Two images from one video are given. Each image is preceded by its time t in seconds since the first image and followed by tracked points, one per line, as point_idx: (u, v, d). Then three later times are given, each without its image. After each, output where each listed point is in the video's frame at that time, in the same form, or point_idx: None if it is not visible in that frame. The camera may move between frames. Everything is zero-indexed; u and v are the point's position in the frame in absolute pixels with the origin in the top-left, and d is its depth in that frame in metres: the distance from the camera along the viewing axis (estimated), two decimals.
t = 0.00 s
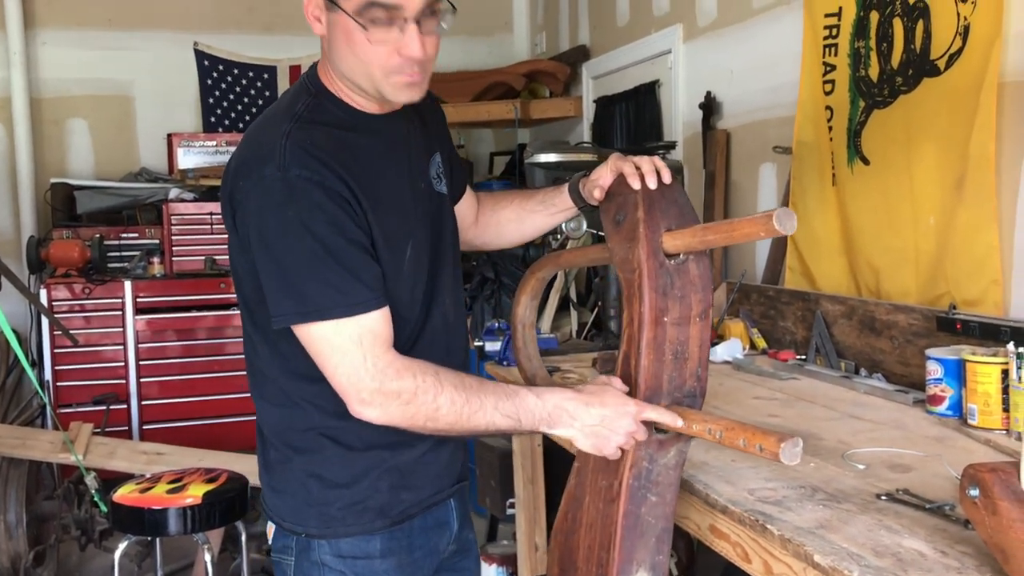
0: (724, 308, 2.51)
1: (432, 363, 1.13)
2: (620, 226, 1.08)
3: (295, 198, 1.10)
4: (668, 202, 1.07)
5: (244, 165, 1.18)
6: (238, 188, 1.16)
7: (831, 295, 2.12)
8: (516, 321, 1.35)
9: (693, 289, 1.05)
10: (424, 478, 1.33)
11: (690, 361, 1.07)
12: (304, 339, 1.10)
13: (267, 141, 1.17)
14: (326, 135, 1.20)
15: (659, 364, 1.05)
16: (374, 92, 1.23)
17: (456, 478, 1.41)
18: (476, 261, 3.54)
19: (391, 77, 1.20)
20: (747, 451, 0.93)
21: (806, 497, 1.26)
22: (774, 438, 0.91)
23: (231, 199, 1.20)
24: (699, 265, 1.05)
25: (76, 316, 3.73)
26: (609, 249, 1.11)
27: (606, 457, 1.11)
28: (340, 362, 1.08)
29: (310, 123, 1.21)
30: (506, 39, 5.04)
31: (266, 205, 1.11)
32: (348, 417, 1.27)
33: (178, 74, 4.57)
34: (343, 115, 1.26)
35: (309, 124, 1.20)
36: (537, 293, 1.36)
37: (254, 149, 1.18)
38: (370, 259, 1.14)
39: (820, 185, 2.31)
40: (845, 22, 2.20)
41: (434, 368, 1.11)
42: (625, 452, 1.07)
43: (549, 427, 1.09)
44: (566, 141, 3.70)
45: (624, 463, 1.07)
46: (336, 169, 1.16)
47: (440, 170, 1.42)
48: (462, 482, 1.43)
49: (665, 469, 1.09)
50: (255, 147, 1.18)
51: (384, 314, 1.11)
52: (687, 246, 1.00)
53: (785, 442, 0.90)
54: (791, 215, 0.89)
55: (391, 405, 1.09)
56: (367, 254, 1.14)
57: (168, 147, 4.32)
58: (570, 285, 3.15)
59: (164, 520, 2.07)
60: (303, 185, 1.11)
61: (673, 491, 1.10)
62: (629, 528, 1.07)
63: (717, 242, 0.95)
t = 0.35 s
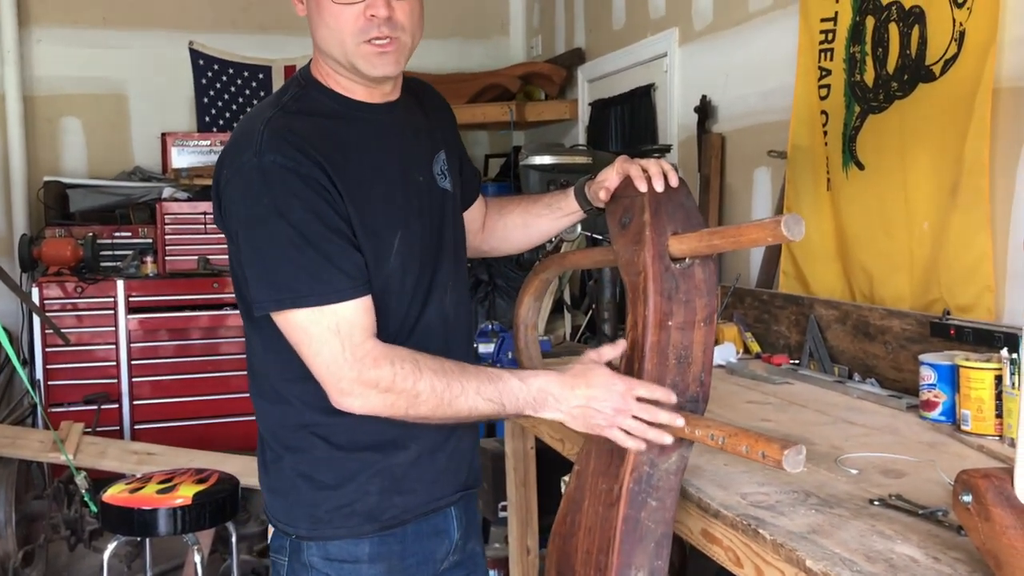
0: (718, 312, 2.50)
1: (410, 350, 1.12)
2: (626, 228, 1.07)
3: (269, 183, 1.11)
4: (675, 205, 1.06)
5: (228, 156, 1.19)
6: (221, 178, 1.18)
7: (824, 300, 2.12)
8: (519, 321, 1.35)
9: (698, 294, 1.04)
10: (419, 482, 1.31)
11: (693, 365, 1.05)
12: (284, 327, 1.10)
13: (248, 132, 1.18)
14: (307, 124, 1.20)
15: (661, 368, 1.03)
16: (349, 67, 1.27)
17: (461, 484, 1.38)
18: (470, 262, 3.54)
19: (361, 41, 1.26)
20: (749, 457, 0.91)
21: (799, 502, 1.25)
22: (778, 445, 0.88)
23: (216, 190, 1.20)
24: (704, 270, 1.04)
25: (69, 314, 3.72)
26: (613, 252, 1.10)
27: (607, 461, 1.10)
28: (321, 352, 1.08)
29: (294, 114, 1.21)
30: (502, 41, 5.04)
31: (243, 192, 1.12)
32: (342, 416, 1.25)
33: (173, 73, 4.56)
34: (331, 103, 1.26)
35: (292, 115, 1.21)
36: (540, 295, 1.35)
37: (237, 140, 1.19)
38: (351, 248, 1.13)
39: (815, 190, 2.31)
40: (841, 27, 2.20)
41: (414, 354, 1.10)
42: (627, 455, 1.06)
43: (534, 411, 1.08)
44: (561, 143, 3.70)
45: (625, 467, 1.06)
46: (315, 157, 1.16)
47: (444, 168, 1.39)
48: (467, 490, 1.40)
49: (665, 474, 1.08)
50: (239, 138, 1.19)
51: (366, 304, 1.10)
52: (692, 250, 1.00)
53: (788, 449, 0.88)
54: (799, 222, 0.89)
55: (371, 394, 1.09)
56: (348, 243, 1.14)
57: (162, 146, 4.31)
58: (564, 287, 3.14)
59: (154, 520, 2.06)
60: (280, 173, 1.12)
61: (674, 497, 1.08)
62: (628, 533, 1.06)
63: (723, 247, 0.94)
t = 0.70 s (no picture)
0: (713, 317, 2.50)
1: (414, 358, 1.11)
2: (616, 232, 1.07)
3: (268, 190, 1.11)
4: (664, 210, 1.06)
5: (227, 163, 1.19)
6: (221, 186, 1.18)
7: (819, 305, 2.12)
8: (511, 327, 1.35)
9: (689, 298, 1.03)
10: (421, 487, 1.31)
11: (684, 369, 1.04)
12: (286, 335, 1.09)
13: (247, 140, 1.18)
14: (305, 131, 1.20)
15: (653, 372, 1.03)
16: (347, 71, 1.26)
17: (461, 489, 1.38)
18: (466, 268, 3.54)
19: (360, 44, 1.26)
20: (738, 460, 0.91)
21: (794, 508, 1.25)
22: (768, 446, 0.89)
23: (217, 197, 1.20)
24: (695, 273, 1.04)
25: (64, 320, 3.71)
26: (605, 257, 1.10)
27: (599, 465, 1.10)
28: (325, 360, 1.08)
29: (292, 120, 1.21)
30: (497, 46, 5.05)
31: (243, 199, 1.12)
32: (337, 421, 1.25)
33: (168, 79, 4.56)
34: (329, 109, 1.26)
35: (291, 122, 1.21)
36: (533, 300, 1.33)
37: (236, 148, 1.19)
38: (351, 254, 1.13)
39: (808, 194, 2.31)
40: (834, 32, 2.21)
41: (420, 365, 1.10)
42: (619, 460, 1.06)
43: (538, 424, 1.06)
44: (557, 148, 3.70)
45: (616, 472, 1.06)
46: (315, 164, 1.16)
47: (442, 172, 1.39)
48: (467, 494, 1.40)
49: (656, 479, 1.07)
50: (238, 145, 1.19)
51: (369, 309, 1.10)
52: (682, 254, 0.99)
53: (778, 451, 0.88)
54: (787, 223, 0.88)
55: (375, 403, 1.08)
56: (348, 248, 1.13)
57: (157, 152, 4.31)
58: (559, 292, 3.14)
59: (148, 527, 2.05)
60: (279, 179, 1.11)
61: (666, 502, 1.08)
62: (620, 537, 1.06)
63: (714, 250, 0.93)
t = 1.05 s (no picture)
0: (703, 321, 2.50)
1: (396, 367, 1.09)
2: (605, 238, 1.07)
3: (256, 196, 1.10)
4: (653, 215, 1.06)
5: (214, 168, 1.18)
6: (208, 191, 1.17)
7: (809, 309, 2.12)
8: (502, 332, 1.34)
9: (677, 302, 1.02)
10: (408, 493, 1.30)
11: (674, 373, 1.02)
12: (271, 342, 1.08)
13: (234, 144, 1.17)
14: (293, 137, 1.20)
15: (642, 376, 1.01)
16: (335, 78, 1.26)
17: (447, 495, 1.38)
18: (457, 273, 3.54)
19: (348, 52, 1.26)
20: (728, 463, 0.94)
21: (784, 512, 1.25)
22: (756, 451, 0.91)
23: (203, 202, 1.19)
24: (683, 278, 1.03)
25: (53, 328, 3.69)
26: (593, 262, 1.09)
27: (589, 469, 1.09)
28: (307, 367, 1.07)
29: (279, 125, 1.21)
30: (487, 51, 5.05)
31: (231, 204, 1.11)
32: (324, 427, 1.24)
33: (157, 85, 4.55)
34: (316, 115, 1.26)
35: (279, 127, 1.20)
36: (523, 306, 1.34)
37: (222, 153, 1.18)
38: (339, 262, 1.13)
39: (797, 198, 2.32)
40: (822, 37, 2.22)
41: (399, 372, 1.08)
42: (610, 463, 1.05)
43: (523, 430, 1.04)
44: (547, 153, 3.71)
45: (607, 476, 1.05)
46: (303, 170, 1.16)
47: (426, 178, 1.39)
48: (452, 501, 1.39)
49: (648, 483, 1.07)
50: (224, 150, 1.18)
51: (354, 317, 1.09)
52: (671, 258, 0.99)
53: (766, 455, 0.90)
54: (774, 228, 0.88)
55: (354, 413, 1.07)
56: (336, 255, 1.13)
57: (146, 158, 4.29)
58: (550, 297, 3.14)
59: (137, 535, 2.04)
60: (267, 184, 1.11)
61: (656, 506, 1.07)
62: (610, 542, 1.05)
63: (702, 255, 0.93)
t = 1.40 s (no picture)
0: (687, 324, 2.51)
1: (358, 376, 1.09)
2: (591, 241, 1.06)
3: (224, 200, 1.09)
4: (638, 218, 1.05)
5: (183, 172, 1.17)
6: (177, 195, 1.15)
7: (792, 312, 2.13)
8: (486, 335, 1.32)
9: (663, 306, 1.02)
10: (381, 498, 1.30)
11: (658, 378, 1.03)
12: (231, 348, 1.07)
13: (203, 147, 1.16)
14: (265, 141, 1.19)
15: (626, 381, 1.02)
16: (312, 80, 1.25)
17: (422, 499, 1.37)
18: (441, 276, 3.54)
19: (325, 54, 1.25)
20: (713, 470, 0.90)
21: (767, 516, 1.25)
22: (741, 456, 0.88)
23: (172, 204, 1.18)
24: (668, 281, 1.03)
25: (33, 330, 3.65)
26: (577, 265, 1.08)
27: (572, 474, 1.07)
28: (264, 375, 1.06)
29: (250, 129, 1.19)
30: (473, 53, 5.04)
31: (198, 208, 1.10)
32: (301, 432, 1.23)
33: (140, 86, 4.52)
34: (289, 118, 1.25)
35: (250, 130, 1.19)
36: (507, 308, 1.33)
37: (191, 155, 1.17)
38: (304, 268, 1.11)
39: (780, 201, 2.33)
40: (806, 41, 2.22)
41: (361, 381, 1.08)
42: (592, 468, 1.04)
43: (483, 437, 1.07)
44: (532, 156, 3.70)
45: (590, 481, 1.04)
46: (272, 174, 1.15)
47: (403, 182, 1.38)
48: (427, 505, 1.38)
49: (631, 488, 1.06)
50: (194, 152, 1.17)
51: (314, 326, 1.08)
52: (656, 262, 0.98)
53: (751, 461, 0.87)
54: (759, 232, 0.88)
55: (313, 423, 1.06)
56: (302, 262, 1.12)
57: (129, 160, 4.25)
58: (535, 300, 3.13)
59: (115, 540, 2.01)
60: (233, 188, 1.10)
61: (639, 510, 1.07)
62: (594, 547, 1.05)
63: (689, 258, 0.92)
